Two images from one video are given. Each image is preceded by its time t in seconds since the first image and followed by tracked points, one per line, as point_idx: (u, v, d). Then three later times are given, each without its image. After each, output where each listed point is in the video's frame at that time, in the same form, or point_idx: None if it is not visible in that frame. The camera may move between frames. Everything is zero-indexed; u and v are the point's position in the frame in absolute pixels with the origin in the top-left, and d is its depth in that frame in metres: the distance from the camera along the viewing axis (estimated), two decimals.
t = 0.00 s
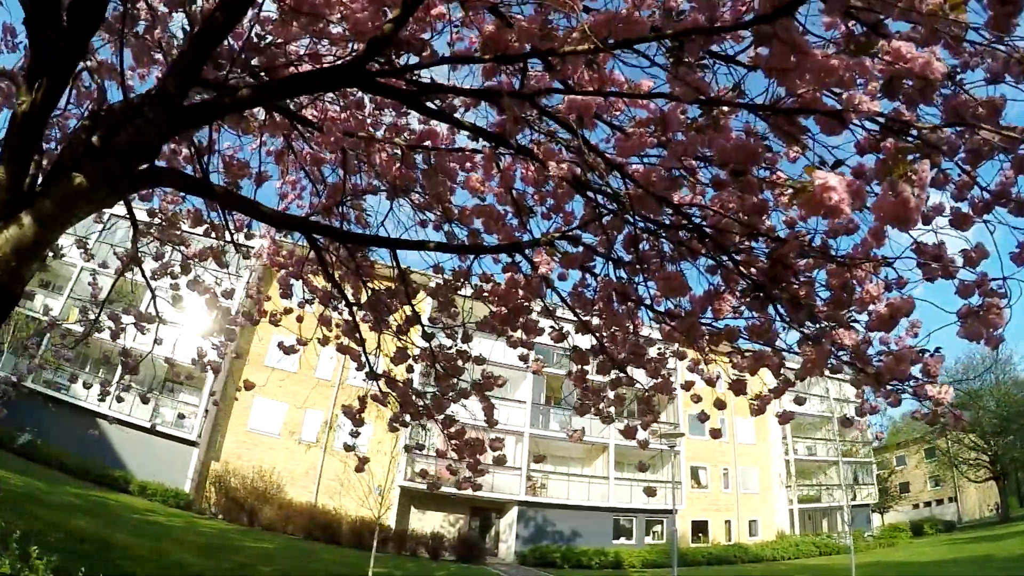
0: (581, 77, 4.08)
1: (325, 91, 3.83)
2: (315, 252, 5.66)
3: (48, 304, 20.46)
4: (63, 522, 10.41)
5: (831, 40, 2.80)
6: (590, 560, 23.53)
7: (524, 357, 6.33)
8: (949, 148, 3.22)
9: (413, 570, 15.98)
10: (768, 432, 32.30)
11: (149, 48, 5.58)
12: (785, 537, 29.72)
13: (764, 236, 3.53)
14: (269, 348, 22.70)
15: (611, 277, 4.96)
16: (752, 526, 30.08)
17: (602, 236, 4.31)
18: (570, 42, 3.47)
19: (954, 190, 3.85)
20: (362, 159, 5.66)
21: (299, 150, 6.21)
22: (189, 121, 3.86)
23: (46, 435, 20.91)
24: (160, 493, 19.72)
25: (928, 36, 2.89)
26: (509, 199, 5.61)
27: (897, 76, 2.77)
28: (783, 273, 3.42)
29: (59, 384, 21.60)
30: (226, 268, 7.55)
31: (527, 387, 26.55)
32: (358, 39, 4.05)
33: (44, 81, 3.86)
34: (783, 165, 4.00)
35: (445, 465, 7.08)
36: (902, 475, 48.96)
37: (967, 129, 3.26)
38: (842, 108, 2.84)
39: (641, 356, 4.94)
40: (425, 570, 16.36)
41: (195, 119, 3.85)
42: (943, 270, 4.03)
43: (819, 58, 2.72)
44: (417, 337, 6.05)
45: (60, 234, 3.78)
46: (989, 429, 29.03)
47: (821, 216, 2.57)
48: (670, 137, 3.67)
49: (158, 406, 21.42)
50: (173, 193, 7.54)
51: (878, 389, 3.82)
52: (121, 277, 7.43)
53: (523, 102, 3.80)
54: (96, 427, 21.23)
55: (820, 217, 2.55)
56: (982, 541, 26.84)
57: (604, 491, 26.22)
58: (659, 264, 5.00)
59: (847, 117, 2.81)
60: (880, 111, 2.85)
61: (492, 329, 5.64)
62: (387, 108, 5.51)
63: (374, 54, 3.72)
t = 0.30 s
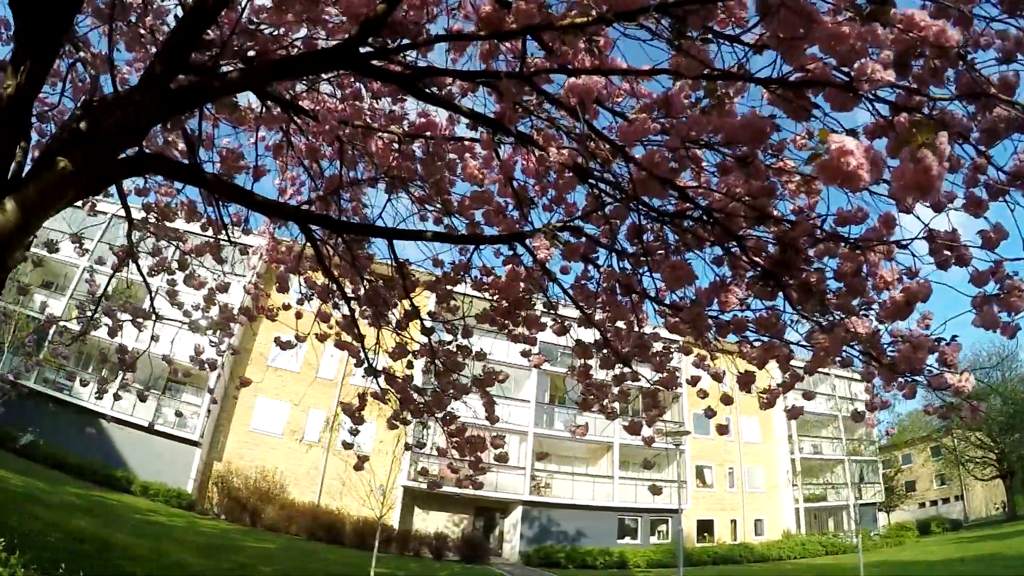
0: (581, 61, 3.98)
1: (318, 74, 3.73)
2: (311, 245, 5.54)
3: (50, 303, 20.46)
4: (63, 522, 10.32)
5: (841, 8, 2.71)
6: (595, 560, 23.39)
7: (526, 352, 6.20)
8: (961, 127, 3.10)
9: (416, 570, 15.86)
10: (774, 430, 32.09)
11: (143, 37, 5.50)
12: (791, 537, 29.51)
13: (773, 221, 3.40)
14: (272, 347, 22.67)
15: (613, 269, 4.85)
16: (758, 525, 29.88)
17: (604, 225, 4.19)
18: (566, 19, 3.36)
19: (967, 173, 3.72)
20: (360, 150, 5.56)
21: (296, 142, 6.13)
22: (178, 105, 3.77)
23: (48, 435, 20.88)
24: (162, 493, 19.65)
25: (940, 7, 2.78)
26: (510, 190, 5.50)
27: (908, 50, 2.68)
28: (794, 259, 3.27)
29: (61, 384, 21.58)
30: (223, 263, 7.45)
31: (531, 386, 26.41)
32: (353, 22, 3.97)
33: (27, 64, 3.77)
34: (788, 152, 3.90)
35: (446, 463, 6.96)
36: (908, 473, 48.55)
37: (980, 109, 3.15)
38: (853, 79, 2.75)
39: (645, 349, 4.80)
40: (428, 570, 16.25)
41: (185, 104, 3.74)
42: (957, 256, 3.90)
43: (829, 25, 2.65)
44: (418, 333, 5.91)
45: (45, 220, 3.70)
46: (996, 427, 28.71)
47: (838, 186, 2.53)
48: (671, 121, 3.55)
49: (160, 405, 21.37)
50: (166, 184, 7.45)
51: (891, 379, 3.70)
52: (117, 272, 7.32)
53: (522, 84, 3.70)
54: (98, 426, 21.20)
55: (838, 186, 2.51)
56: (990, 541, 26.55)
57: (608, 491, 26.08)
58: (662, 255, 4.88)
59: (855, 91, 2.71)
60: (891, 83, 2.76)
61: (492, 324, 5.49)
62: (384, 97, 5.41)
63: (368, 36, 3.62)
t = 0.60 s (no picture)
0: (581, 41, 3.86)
1: (306, 57, 3.64)
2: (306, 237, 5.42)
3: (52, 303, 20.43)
4: (61, 521, 10.24)
5: None
6: (600, 560, 23.25)
7: (526, 346, 6.04)
8: (975, 104, 2.98)
9: (420, 570, 15.75)
10: (780, 429, 31.91)
11: (135, 26, 5.41)
12: (797, 536, 29.31)
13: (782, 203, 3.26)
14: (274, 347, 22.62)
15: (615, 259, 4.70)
16: (764, 524, 29.70)
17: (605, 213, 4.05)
18: None
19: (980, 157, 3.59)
20: (356, 141, 5.44)
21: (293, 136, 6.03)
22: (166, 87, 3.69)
23: (51, 435, 20.85)
24: (165, 493, 19.58)
25: None
26: (509, 182, 5.38)
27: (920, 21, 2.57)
28: (804, 244, 3.12)
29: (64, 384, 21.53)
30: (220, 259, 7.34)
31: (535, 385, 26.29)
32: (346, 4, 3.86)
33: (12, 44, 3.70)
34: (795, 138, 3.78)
35: (447, 461, 6.84)
36: (915, 471, 48.25)
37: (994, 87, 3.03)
38: (864, 48, 2.61)
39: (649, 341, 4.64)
40: (432, 570, 16.16)
41: (171, 87, 3.65)
42: (968, 243, 3.78)
43: None
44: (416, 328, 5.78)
45: (27, 203, 3.59)
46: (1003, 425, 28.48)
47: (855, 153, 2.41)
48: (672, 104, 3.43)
49: (163, 405, 21.28)
50: (159, 177, 7.36)
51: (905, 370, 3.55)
52: (112, 267, 7.20)
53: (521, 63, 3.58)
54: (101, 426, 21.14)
55: (855, 152, 2.40)
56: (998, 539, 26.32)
57: (613, 490, 25.93)
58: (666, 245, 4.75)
59: (868, 62, 2.59)
60: (905, 52, 2.62)
61: (491, 317, 5.34)
62: (382, 86, 5.30)
63: (362, 15, 3.52)
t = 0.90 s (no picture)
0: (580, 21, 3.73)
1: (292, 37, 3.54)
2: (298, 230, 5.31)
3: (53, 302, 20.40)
4: (60, 521, 10.16)
5: None
6: (604, 560, 23.11)
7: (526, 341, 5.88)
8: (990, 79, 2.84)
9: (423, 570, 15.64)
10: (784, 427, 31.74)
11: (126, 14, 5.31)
12: (803, 535, 29.12)
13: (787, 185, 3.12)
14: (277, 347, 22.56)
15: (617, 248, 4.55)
16: (769, 524, 29.52)
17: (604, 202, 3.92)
18: None
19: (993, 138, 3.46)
20: (352, 131, 5.32)
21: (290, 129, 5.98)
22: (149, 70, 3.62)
23: (53, 436, 20.82)
24: (166, 493, 19.52)
25: None
26: (508, 174, 5.27)
27: None
28: (813, 226, 2.97)
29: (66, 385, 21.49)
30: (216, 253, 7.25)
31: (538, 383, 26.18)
32: None
33: None
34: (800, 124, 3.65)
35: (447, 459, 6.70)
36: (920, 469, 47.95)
37: (1007, 62, 2.90)
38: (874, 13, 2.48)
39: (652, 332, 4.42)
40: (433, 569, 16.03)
41: (156, 70, 3.56)
42: (982, 229, 3.63)
43: None
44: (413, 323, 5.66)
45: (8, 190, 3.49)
46: (1009, 422, 28.23)
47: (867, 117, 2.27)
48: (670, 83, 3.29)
49: (164, 405, 21.20)
50: (153, 167, 7.28)
51: (919, 360, 3.40)
52: (105, 261, 7.10)
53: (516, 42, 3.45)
54: (103, 426, 21.08)
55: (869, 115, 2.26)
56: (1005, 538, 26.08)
57: (617, 490, 25.79)
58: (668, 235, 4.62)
59: (878, 26, 2.46)
60: (918, 18, 2.49)
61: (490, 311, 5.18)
62: (377, 74, 5.20)
63: None
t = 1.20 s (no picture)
0: None
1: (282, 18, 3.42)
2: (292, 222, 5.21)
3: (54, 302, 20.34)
4: (57, 520, 10.05)
5: None
6: (607, 560, 22.96)
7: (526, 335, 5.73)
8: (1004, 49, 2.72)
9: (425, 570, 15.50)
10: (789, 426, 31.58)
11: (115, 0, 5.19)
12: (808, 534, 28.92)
13: (795, 166, 2.99)
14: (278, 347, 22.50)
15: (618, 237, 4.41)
16: (773, 523, 29.35)
17: (605, 188, 3.78)
18: None
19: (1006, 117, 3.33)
20: (347, 121, 5.21)
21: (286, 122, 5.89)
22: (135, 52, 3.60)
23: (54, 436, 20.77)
24: (168, 493, 19.44)
25: None
26: (507, 164, 5.15)
27: None
28: (823, 206, 2.84)
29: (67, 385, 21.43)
30: (211, 248, 7.16)
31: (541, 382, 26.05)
32: None
33: None
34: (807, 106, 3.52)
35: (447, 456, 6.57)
36: (925, 469, 47.63)
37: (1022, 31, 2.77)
38: None
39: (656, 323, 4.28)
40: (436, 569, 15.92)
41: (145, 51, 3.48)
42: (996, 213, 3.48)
43: None
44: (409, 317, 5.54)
45: None
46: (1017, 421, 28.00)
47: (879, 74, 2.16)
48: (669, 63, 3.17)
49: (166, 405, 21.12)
50: (145, 159, 7.22)
51: (933, 347, 3.26)
52: (100, 256, 7.02)
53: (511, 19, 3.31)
54: (104, 427, 21.02)
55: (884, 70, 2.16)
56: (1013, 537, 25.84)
57: (620, 489, 25.62)
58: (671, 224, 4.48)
59: None
60: None
61: (488, 304, 5.05)
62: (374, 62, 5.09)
63: None
